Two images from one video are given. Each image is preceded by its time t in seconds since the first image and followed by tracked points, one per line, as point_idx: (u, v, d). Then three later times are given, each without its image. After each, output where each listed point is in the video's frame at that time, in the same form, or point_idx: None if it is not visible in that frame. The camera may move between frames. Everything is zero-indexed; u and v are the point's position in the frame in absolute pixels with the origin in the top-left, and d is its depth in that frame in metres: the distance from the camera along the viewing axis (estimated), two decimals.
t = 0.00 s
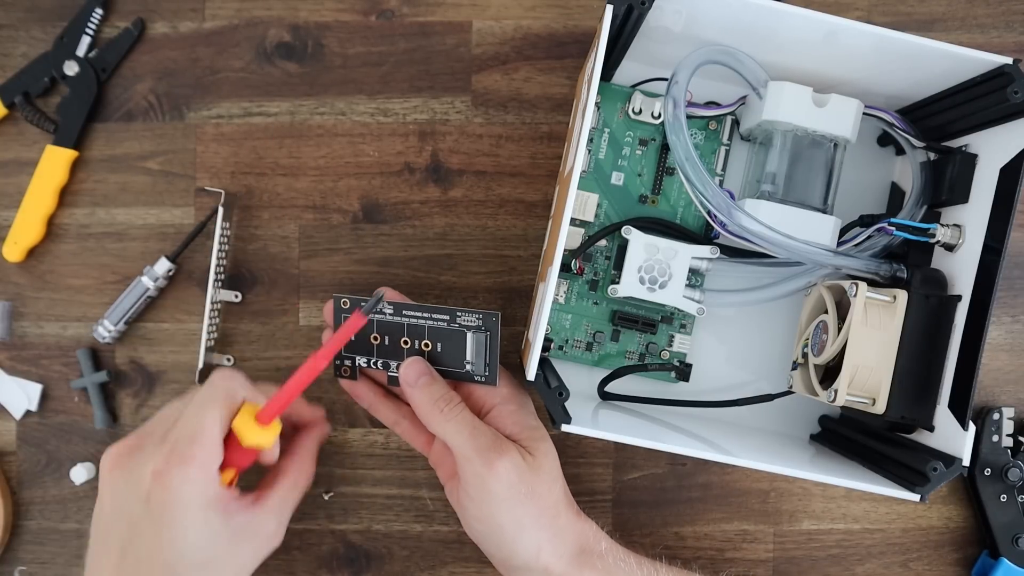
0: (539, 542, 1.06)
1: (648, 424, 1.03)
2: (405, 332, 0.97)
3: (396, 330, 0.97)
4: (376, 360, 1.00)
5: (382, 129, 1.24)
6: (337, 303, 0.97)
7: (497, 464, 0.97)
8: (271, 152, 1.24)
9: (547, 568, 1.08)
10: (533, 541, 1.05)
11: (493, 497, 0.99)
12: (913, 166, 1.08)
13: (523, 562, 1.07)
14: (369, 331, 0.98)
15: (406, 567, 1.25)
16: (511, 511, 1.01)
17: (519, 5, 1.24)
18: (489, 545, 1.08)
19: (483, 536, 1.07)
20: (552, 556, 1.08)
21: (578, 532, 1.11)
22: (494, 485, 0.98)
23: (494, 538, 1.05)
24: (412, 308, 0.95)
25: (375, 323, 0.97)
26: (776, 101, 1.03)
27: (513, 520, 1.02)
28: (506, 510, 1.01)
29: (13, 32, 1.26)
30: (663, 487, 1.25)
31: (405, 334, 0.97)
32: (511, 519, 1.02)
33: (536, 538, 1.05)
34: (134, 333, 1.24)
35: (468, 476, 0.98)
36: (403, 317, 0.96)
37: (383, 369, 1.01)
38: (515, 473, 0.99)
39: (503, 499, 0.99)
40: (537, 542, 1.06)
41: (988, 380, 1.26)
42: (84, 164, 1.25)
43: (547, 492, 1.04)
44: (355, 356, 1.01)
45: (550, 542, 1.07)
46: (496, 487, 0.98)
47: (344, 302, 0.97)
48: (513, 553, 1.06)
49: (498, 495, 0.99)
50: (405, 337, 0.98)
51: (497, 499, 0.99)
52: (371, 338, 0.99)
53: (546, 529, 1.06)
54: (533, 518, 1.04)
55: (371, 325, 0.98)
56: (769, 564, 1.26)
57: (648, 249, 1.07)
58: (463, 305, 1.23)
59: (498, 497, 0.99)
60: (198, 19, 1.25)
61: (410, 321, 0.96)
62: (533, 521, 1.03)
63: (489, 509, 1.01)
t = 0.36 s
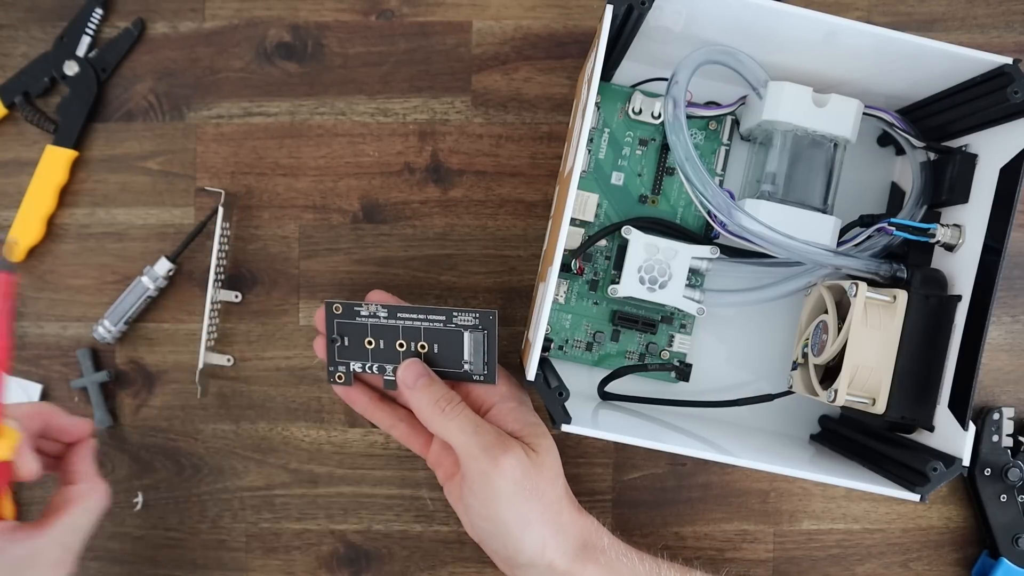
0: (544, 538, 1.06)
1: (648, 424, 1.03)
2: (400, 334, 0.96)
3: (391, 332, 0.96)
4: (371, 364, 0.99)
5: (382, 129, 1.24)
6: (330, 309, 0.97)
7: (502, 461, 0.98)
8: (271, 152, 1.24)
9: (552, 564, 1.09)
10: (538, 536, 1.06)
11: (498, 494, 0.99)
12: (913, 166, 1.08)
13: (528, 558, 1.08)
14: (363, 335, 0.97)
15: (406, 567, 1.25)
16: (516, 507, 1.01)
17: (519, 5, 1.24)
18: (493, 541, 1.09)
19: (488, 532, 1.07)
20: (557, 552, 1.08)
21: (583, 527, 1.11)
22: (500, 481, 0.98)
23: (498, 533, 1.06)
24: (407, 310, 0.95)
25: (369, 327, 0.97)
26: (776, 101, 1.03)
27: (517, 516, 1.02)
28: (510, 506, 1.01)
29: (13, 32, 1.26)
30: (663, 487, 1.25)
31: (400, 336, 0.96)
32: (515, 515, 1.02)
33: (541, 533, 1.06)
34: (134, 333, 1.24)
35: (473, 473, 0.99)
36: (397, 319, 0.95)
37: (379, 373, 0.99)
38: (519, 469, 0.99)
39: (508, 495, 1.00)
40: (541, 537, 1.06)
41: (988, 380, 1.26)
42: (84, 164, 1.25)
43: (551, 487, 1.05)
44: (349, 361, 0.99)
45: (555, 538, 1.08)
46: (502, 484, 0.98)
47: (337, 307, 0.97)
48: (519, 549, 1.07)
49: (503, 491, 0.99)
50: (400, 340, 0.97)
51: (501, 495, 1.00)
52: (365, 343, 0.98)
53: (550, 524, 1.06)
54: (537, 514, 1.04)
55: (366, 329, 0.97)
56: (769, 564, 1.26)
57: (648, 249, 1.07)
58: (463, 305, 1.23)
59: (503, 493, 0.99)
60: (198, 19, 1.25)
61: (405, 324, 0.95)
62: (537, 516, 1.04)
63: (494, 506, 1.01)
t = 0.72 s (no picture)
0: (554, 533, 1.07)
1: (648, 424, 1.03)
2: (397, 338, 0.95)
3: (388, 337, 0.95)
4: (368, 371, 0.96)
5: (382, 129, 1.24)
6: (324, 316, 0.96)
7: (512, 457, 0.98)
8: (271, 152, 1.24)
9: (562, 558, 1.10)
10: (548, 531, 1.07)
11: (510, 491, 1.00)
12: (913, 166, 1.08)
13: (539, 554, 1.08)
14: (359, 342, 0.95)
15: (406, 567, 1.25)
16: (526, 503, 1.02)
17: (519, 5, 1.24)
18: (502, 538, 1.09)
19: (497, 530, 1.07)
20: (566, 546, 1.09)
21: (590, 520, 1.12)
22: (511, 478, 0.98)
23: (507, 530, 1.06)
24: (404, 312, 0.95)
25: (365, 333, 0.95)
26: (776, 101, 1.03)
27: (526, 512, 1.03)
28: (520, 502, 1.01)
29: (13, 32, 1.26)
30: (663, 487, 1.25)
31: (398, 340, 0.95)
32: (526, 511, 1.03)
33: (549, 528, 1.06)
34: (134, 333, 1.24)
35: (482, 471, 0.98)
36: (394, 323, 0.95)
37: (377, 379, 0.97)
38: (529, 464, 1.00)
39: (517, 491, 1.00)
40: (550, 532, 1.07)
41: (988, 380, 1.26)
42: (84, 164, 1.25)
43: (559, 482, 1.05)
44: (344, 370, 0.97)
45: (564, 532, 1.08)
46: (514, 481, 0.99)
47: (331, 315, 0.95)
48: (530, 545, 1.07)
49: (513, 488, 1.00)
50: (397, 344, 0.95)
51: (511, 491, 1.00)
52: (361, 349, 0.96)
53: (558, 519, 1.07)
54: (546, 510, 1.04)
55: (361, 335, 0.96)
56: (769, 564, 1.26)
57: (648, 249, 1.07)
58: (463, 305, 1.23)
59: (514, 490, 1.00)
60: (198, 19, 1.25)
61: (402, 327, 0.95)
62: (545, 512, 1.04)
63: (503, 502, 1.01)
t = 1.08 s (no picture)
0: (558, 533, 1.07)
1: (648, 424, 1.03)
2: (390, 348, 0.93)
3: (380, 348, 0.94)
4: (363, 384, 0.95)
5: (382, 129, 1.24)
6: (312, 332, 0.93)
7: (516, 460, 0.98)
8: (271, 152, 1.24)
9: (567, 557, 1.10)
10: (553, 531, 1.07)
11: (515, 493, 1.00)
12: (913, 166, 1.08)
13: (545, 553, 1.09)
14: (350, 355, 0.94)
15: (406, 567, 1.25)
16: (531, 505, 1.02)
17: (519, 5, 1.24)
18: (507, 540, 1.09)
19: (502, 531, 1.07)
20: (571, 545, 1.09)
21: (593, 518, 1.13)
22: (516, 481, 0.98)
23: (512, 531, 1.06)
24: (394, 322, 0.92)
25: (356, 345, 0.94)
26: (776, 101, 1.03)
27: (531, 512, 1.03)
28: (525, 503, 1.01)
29: (13, 32, 1.26)
30: (663, 487, 1.25)
31: (391, 350, 0.94)
32: (531, 512, 1.03)
33: (554, 528, 1.07)
34: (133, 334, 1.24)
35: (487, 474, 0.98)
36: (385, 333, 0.93)
37: (372, 391, 0.96)
38: (533, 465, 1.00)
39: (522, 492, 1.00)
40: (555, 532, 1.07)
41: (988, 380, 1.26)
42: (84, 164, 1.25)
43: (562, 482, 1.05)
44: (338, 385, 0.96)
45: (568, 532, 1.09)
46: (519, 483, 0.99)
47: (318, 330, 0.93)
48: (536, 546, 1.07)
49: (517, 490, 1.00)
50: (390, 354, 0.94)
51: (516, 492, 1.00)
52: (354, 362, 0.94)
53: (562, 518, 1.07)
54: (550, 510, 1.05)
55: (353, 348, 0.94)
56: (769, 564, 1.26)
57: (648, 249, 1.07)
58: (463, 305, 1.23)
59: (519, 492, 1.00)
60: (198, 19, 1.25)
61: (393, 336, 0.93)
62: (549, 512, 1.05)
63: (508, 504, 1.01)
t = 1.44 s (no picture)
0: (557, 532, 1.08)
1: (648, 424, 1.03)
2: (382, 348, 0.93)
3: (373, 349, 0.93)
4: (355, 386, 0.94)
5: (382, 129, 1.24)
6: (303, 335, 0.93)
7: (512, 462, 0.98)
8: (271, 152, 1.24)
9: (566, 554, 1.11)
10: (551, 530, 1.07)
11: (512, 494, 1.00)
12: (913, 166, 1.08)
13: (545, 552, 1.09)
14: (342, 356, 0.93)
15: (406, 567, 1.25)
16: (529, 504, 1.02)
17: (519, 5, 1.24)
18: (507, 538, 1.09)
19: (502, 530, 1.08)
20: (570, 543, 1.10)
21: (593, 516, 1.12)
22: (513, 483, 0.99)
23: (512, 531, 1.07)
24: (386, 321, 0.93)
25: (348, 346, 0.93)
26: (776, 101, 1.03)
27: (529, 513, 1.04)
28: (521, 503, 1.02)
29: (13, 32, 1.26)
30: (663, 487, 1.25)
31: (384, 351, 0.94)
32: (529, 512, 1.03)
33: (552, 527, 1.07)
34: (134, 333, 1.24)
35: (482, 477, 0.98)
36: (377, 333, 0.93)
37: (365, 393, 0.94)
38: (529, 467, 1.00)
39: (518, 493, 1.01)
40: (553, 531, 1.07)
41: (988, 380, 1.26)
42: (84, 164, 1.25)
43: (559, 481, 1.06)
44: (329, 389, 0.94)
45: (567, 530, 1.09)
46: (515, 485, 0.99)
47: (310, 333, 0.93)
48: (535, 545, 1.08)
49: (515, 491, 1.00)
50: (383, 354, 0.94)
51: (512, 494, 1.00)
52: (346, 364, 0.94)
53: (560, 517, 1.07)
54: (547, 509, 1.05)
55: (345, 350, 0.93)
56: (769, 563, 1.26)
57: (648, 249, 1.07)
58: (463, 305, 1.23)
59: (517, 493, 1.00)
60: (198, 19, 1.25)
61: (386, 336, 0.93)
62: (548, 511, 1.05)
63: (505, 505, 1.01)
